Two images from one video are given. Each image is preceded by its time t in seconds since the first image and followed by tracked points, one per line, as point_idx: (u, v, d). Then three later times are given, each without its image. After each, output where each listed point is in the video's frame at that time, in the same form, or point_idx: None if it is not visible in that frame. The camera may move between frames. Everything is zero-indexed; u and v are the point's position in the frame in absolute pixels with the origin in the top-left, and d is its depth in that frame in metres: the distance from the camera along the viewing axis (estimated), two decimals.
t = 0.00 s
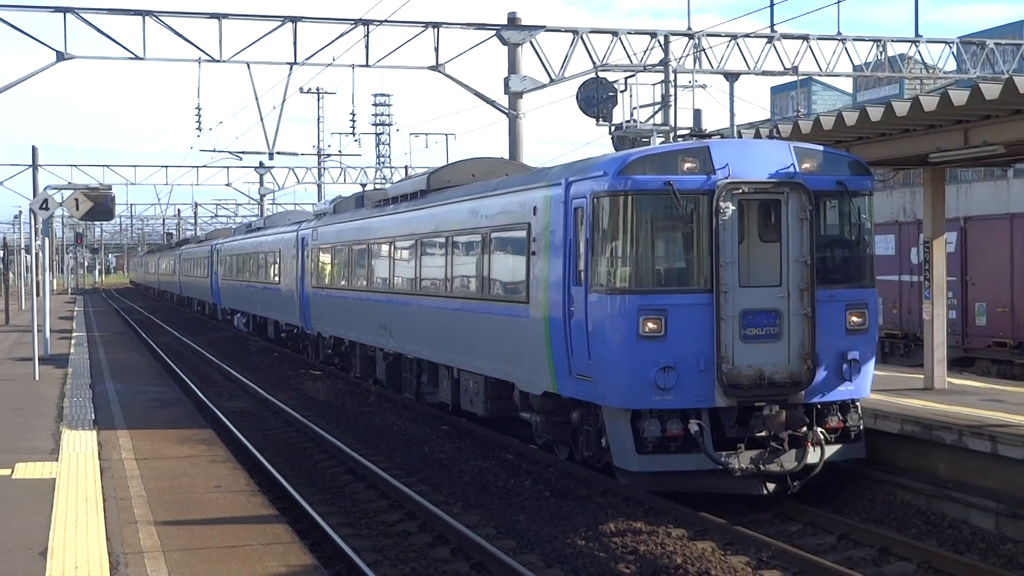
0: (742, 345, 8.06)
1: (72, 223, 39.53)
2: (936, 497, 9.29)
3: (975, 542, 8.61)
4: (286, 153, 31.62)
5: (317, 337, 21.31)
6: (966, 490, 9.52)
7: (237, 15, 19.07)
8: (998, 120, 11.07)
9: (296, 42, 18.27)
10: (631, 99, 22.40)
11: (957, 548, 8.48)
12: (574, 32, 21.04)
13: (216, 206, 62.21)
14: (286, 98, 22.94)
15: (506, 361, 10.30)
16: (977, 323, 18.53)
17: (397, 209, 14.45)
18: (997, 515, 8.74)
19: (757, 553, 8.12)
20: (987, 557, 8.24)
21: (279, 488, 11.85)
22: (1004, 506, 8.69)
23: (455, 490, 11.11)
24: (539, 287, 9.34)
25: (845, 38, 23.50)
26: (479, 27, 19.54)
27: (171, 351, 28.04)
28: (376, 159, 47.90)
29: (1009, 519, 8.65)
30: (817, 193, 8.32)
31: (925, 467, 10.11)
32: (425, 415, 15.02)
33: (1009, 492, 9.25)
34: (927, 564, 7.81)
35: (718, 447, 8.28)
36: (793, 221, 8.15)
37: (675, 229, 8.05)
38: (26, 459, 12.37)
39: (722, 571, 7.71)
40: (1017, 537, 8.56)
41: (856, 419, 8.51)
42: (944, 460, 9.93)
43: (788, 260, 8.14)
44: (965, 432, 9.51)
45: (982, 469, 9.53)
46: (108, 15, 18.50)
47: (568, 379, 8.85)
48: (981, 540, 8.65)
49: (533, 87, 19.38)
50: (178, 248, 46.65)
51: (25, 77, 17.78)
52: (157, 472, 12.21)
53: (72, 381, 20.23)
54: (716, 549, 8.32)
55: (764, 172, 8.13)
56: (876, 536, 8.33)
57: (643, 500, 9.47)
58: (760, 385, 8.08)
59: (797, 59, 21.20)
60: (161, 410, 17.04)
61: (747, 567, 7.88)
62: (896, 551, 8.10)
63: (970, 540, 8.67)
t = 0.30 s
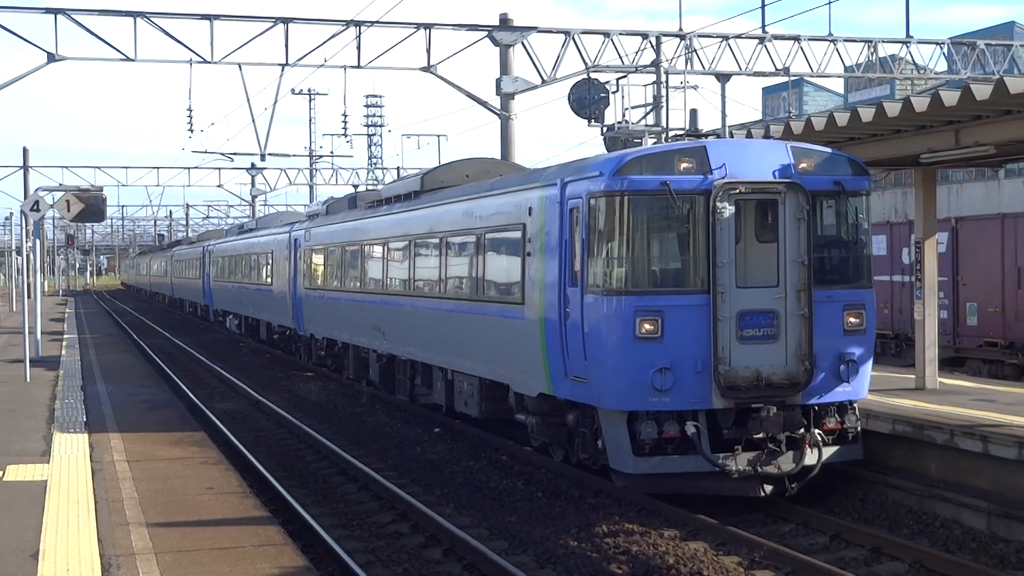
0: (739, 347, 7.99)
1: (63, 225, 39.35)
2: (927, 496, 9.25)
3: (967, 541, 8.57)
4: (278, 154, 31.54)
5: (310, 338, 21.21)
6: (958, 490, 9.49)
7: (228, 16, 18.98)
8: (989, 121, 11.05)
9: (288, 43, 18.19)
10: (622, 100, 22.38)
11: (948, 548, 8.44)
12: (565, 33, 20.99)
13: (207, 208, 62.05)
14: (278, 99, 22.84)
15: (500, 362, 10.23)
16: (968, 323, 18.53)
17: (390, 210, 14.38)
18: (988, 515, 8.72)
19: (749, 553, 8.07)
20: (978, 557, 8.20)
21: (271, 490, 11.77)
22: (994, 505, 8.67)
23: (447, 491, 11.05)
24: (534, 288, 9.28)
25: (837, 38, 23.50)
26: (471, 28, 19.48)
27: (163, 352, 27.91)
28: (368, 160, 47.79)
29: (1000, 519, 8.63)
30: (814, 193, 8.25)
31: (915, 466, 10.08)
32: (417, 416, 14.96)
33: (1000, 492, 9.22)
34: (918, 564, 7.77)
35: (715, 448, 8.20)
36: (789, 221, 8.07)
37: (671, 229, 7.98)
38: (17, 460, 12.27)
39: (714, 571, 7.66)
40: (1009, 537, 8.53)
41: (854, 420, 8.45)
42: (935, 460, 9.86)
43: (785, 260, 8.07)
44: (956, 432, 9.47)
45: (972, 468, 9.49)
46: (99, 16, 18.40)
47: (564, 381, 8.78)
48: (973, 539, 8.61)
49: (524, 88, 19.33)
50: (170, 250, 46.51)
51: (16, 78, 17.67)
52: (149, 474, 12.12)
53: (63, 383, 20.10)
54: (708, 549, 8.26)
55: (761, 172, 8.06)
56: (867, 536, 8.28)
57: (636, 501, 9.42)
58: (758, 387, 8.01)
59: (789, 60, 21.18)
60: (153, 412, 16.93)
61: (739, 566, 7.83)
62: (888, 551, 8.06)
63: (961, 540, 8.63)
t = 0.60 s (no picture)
0: (736, 347, 7.90)
1: (52, 226, 39.13)
2: (918, 496, 9.21)
3: (957, 541, 8.54)
4: (268, 155, 31.42)
5: (301, 339, 21.10)
6: (947, 489, 9.45)
7: (218, 16, 18.88)
8: (979, 121, 11.03)
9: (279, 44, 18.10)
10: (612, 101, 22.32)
11: (939, 547, 8.40)
12: (556, 33, 20.93)
13: (198, 208, 61.79)
14: (269, 99, 22.73)
15: (494, 363, 10.13)
16: (957, 323, 18.54)
17: (382, 210, 14.29)
18: (978, 514, 8.69)
19: (740, 553, 8.01)
20: (969, 556, 8.16)
21: (262, 491, 11.68)
22: (984, 505, 8.64)
23: (438, 491, 10.98)
24: (529, 289, 9.18)
25: (827, 39, 23.50)
26: (461, 28, 19.40)
27: (153, 353, 27.74)
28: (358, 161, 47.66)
29: (990, 519, 8.60)
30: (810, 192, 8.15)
31: (906, 465, 10.04)
32: (408, 417, 14.89)
33: (991, 491, 9.18)
34: (909, 563, 7.73)
35: (712, 450, 8.11)
36: (786, 221, 7.98)
37: (666, 230, 7.88)
38: (6, 462, 12.15)
39: (705, 572, 7.61)
40: (999, 536, 8.50)
41: (850, 422, 8.37)
42: (926, 460, 9.83)
43: (782, 260, 7.98)
44: (946, 432, 9.44)
45: (962, 468, 9.47)
46: (88, 16, 18.27)
47: (559, 382, 8.68)
48: (963, 539, 8.57)
49: (515, 88, 19.27)
50: (160, 251, 46.30)
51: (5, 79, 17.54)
52: (139, 475, 12.01)
53: (53, 384, 19.95)
54: (699, 548, 8.21)
55: (758, 172, 7.97)
56: (858, 535, 8.24)
57: (627, 501, 9.36)
58: (754, 388, 7.92)
59: (778, 60, 21.12)
60: (144, 413, 16.81)
61: (730, 566, 7.77)
62: (879, 551, 8.01)
63: (952, 539, 8.60)
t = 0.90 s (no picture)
0: (733, 349, 7.81)
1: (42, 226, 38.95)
2: (908, 496, 9.16)
3: (947, 541, 8.49)
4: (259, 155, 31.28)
5: (293, 340, 20.99)
6: (938, 490, 9.40)
7: (210, 16, 18.77)
8: (970, 122, 10.99)
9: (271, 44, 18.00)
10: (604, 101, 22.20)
11: (929, 548, 8.35)
12: (547, 33, 20.86)
13: (189, 209, 61.55)
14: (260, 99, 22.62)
15: (489, 365, 10.04)
16: (948, 323, 18.49)
17: (375, 211, 14.19)
18: (968, 515, 8.65)
19: (732, 553, 7.95)
20: (959, 557, 8.12)
21: (253, 491, 11.59)
22: (974, 505, 8.61)
23: (430, 492, 10.91)
24: (524, 290, 9.10)
25: (818, 40, 23.48)
26: (453, 29, 19.32)
27: (145, 354, 27.59)
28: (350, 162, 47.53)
29: (979, 519, 8.56)
30: (809, 192, 8.04)
31: (897, 466, 10.00)
32: (398, 418, 14.80)
33: (981, 491, 9.14)
34: (900, 564, 7.68)
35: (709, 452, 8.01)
36: (784, 221, 7.88)
37: (663, 231, 7.79)
38: None
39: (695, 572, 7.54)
40: (989, 536, 8.45)
41: (849, 425, 8.27)
42: (916, 461, 9.79)
43: (780, 261, 7.89)
44: (936, 433, 9.39)
45: (951, 468, 9.43)
46: (79, 16, 18.14)
47: (555, 384, 8.59)
48: (953, 539, 8.53)
49: (506, 89, 19.20)
50: (151, 251, 46.11)
51: None
52: (130, 476, 11.91)
53: (44, 385, 19.81)
54: (690, 549, 8.15)
55: (756, 172, 7.88)
56: (849, 535, 8.19)
57: (619, 502, 9.30)
58: (752, 390, 7.82)
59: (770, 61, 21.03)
60: (135, 414, 16.70)
61: (721, 567, 7.71)
62: (869, 551, 7.96)
63: (942, 539, 8.55)
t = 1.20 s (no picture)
0: (732, 350, 7.72)
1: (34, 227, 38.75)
2: (900, 496, 9.10)
3: (939, 540, 8.44)
4: (251, 155, 31.15)
5: (286, 341, 20.88)
6: (929, 489, 9.34)
7: (203, 16, 18.67)
8: (961, 122, 10.96)
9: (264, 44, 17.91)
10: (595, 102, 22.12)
11: (921, 547, 8.30)
12: (540, 33, 20.79)
13: (182, 209, 61.34)
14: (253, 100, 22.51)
15: (485, 366, 9.95)
16: (940, 323, 18.46)
17: (370, 210, 14.10)
18: (960, 514, 8.60)
19: (724, 553, 7.88)
20: (950, 556, 8.07)
21: (245, 492, 11.50)
22: (965, 505, 8.55)
23: (422, 492, 10.82)
24: (521, 290, 9.01)
25: (810, 41, 23.44)
26: (446, 29, 19.24)
27: (137, 354, 27.45)
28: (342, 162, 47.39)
29: (971, 518, 8.51)
30: (809, 192, 7.95)
31: (890, 465, 9.94)
32: (390, 418, 14.70)
33: (973, 491, 9.08)
34: (891, 563, 7.62)
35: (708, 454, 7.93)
36: (784, 221, 7.79)
37: (661, 230, 7.70)
38: None
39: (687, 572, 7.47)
40: (980, 536, 8.40)
41: (849, 426, 8.18)
42: (908, 460, 9.73)
43: (779, 260, 7.80)
44: (928, 432, 9.33)
45: (943, 468, 9.37)
46: (71, 16, 18.02)
47: (552, 385, 8.51)
48: (944, 538, 8.48)
49: (499, 89, 19.12)
50: (143, 251, 45.94)
51: None
52: (122, 477, 11.81)
53: (35, 386, 19.68)
54: (682, 548, 8.08)
55: (755, 171, 7.80)
56: (841, 535, 8.13)
57: (611, 502, 9.23)
58: (752, 391, 7.73)
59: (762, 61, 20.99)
60: (127, 414, 16.59)
61: (713, 567, 7.64)
62: (861, 550, 7.90)
63: (933, 539, 8.49)
